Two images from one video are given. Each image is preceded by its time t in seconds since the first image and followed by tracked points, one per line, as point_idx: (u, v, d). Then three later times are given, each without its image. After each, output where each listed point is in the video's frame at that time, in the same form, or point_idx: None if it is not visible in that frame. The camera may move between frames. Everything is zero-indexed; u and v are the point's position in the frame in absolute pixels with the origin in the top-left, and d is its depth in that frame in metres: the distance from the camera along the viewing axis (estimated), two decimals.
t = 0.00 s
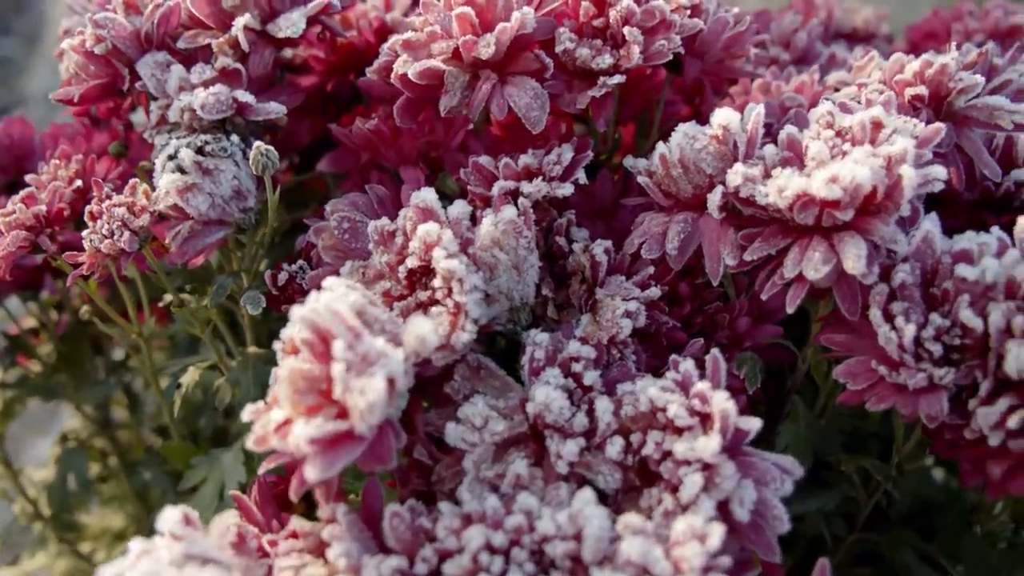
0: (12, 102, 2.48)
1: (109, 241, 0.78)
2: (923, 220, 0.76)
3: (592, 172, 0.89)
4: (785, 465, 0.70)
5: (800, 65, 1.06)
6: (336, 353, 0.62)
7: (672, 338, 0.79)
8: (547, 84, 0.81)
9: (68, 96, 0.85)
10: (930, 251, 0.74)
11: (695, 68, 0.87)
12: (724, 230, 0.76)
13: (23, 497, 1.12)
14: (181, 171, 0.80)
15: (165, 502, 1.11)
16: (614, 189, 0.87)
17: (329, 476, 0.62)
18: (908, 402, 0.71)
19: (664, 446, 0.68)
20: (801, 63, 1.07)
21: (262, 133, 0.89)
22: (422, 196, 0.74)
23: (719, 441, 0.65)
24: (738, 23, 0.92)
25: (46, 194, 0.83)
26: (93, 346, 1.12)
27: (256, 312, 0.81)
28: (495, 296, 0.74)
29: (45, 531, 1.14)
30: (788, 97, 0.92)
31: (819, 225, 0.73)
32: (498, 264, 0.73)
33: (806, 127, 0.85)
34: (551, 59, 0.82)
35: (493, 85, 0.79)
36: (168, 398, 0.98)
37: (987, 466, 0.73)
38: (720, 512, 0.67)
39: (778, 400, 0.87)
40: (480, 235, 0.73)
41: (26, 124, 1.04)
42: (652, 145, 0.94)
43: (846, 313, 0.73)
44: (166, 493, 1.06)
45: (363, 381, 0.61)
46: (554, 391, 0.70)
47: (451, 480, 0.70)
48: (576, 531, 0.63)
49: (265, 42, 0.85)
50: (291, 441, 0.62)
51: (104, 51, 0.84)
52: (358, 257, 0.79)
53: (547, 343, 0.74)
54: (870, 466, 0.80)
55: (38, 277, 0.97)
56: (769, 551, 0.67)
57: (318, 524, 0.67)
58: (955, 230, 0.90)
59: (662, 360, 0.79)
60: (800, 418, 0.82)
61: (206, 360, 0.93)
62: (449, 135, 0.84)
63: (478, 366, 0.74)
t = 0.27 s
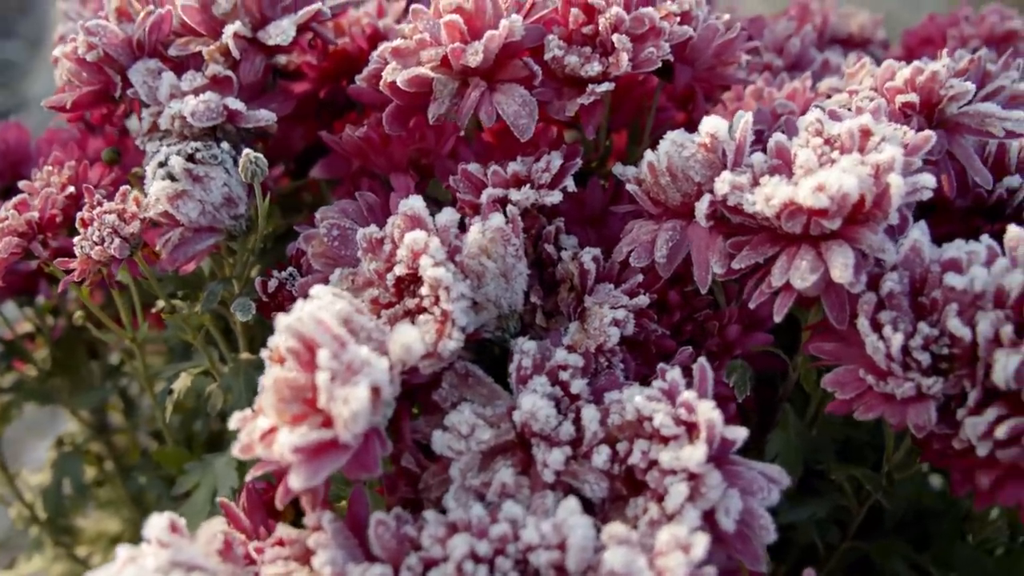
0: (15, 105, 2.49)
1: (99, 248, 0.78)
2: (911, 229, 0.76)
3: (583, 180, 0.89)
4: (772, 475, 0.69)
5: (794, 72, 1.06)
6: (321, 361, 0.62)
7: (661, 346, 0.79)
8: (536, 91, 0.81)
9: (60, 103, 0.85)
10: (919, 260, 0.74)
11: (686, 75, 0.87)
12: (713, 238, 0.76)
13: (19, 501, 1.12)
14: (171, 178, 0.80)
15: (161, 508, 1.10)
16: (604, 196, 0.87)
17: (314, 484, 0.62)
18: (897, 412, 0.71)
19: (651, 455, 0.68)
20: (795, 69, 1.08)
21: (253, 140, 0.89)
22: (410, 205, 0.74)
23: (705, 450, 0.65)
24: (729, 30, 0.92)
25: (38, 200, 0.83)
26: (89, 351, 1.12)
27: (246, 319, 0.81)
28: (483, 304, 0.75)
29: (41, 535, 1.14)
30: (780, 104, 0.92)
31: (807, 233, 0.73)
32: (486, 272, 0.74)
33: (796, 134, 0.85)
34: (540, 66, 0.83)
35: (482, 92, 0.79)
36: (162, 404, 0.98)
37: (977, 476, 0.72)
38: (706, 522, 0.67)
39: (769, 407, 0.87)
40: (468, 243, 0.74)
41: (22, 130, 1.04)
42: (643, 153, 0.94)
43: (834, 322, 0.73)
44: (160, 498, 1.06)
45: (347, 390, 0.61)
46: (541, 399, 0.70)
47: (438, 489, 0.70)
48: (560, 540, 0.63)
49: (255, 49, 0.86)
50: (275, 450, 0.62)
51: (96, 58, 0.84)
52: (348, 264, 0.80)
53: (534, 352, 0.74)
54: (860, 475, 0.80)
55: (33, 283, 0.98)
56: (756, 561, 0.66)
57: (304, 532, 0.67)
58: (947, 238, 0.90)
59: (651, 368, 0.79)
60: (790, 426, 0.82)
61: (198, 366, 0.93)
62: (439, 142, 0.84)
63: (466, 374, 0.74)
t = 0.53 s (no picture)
0: (19, 109, 2.50)
1: (93, 255, 0.78)
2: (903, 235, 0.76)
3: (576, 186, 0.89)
4: (763, 481, 0.69)
5: (790, 76, 1.06)
6: (309, 368, 0.62)
7: (653, 353, 0.79)
8: (529, 98, 0.81)
9: (56, 110, 0.85)
10: (911, 266, 0.73)
11: (679, 80, 0.86)
12: (705, 244, 0.76)
13: (17, 504, 1.12)
14: (166, 184, 0.80)
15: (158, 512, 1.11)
16: (598, 202, 0.87)
17: (302, 490, 0.62)
18: (888, 418, 0.70)
19: (641, 462, 0.68)
20: (791, 74, 1.08)
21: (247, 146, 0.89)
22: (401, 211, 0.74)
23: (694, 457, 0.65)
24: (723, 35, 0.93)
25: (33, 207, 0.84)
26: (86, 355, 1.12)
27: (238, 325, 0.82)
28: (475, 310, 0.75)
29: (40, 539, 1.15)
30: (775, 109, 0.92)
31: (799, 240, 0.73)
32: (477, 279, 0.74)
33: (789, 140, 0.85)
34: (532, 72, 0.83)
35: (474, 99, 0.80)
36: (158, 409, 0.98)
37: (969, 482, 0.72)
38: (696, 528, 0.67)
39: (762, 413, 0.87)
40: (459, 249, 0.74)
41: (19, 136, 1.04)
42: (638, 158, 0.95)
43: (826, 328, 0.73)
44: (157, 502, 1.06)
45: (335, 397, 0.61)
46: (531, 406, 0.70)
47: (428, 495, 0.70)
48: (548, 547, 0.63)
49: (250, 56, 0.86)
50: (264, 457, 0.62)
51: (91, 65, 0.84)
52: (341, 270, 0.80)
53: (525, 358, 0.74)
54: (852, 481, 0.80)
55: (31, 288, 0.98)
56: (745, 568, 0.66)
57: (293, 538, 0.67)
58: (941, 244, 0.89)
59: (643, 374, 0.79)
60: (783, 431, 0.81)
61: (193, 371, 0.93)
62: (433, 149, 0.84)
63: (457, 381, 0.74)
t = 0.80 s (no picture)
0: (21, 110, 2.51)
1: (76, 257, 0.79)
2: (885, 233, 0.75)
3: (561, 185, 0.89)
4: (743, 481, 0.69)
5: (778, 75, 1.06)
6: (285, 368, 0.62)
7: (636, 352, 0.79)
8: (511, 98, 0.81)
9: (42, 113, 0.85)
10: (893, 264, 0.73)
11: (664, 79, 0.87)
12: (686, 243, 0.76)
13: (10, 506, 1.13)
14: (150, 186, 0.80)
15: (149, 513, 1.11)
16: (582, 202, 0.87)
17: (279, 490, 0.62)
18: (870, 417, 0.70)
19: (620, 462, 0.68)
20: (780, 72, 1.08)
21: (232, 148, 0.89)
22: (382, 212, 0.74)
23: (672, 457, 0.65)
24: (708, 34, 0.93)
25: (19, 208, 0.84)
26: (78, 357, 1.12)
27: (222, 326, 0.82)
28: (456, 310, 0.75)
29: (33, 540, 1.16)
30: (761, 108, 0.92)
31: (780, 238, 0.72)
32: (458, 279, 0.74)
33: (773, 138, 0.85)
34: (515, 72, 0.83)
35: (456, 99, 0.79)
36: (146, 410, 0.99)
37: (952, 481, 0.72)
38: (675, 527, 0.67)
39: (747, 413, 0.87)
40: (440, 249, 0.74)
41: (11, 139, 1.04)
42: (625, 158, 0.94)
43: (807, 327, 0.72)
44: (147, 502, 1.06)
45: (310, 397, 0.61)
46: (510, 406, 0.70)
47: (407, 495, 0.70)
48: (525, 546, 0.63)
49: (234, 58, 0.86)
50: (241, 457, 0.62)
51: (76, 67, 0.85)
52: (324, 271, 0.80)
53: (506, 358, 0.74)
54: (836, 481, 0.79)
55: (20, 291, 0.99)
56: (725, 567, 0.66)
57: (272, 538, 0.67)
58: (928, 242, 0.90)
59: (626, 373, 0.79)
60: (767, 431, 0.81)
61: (180, 373, 0.93)
62: (416, 149, 0.84)
63: (439, 380, 0.74)
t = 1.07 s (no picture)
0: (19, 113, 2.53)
1: (60, 255, 0.79)
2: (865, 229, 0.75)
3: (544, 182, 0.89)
4: (721, 477, 0.69)
5: (764, 73, 1.06)
6: (260, 364, 0.63)
7: (617, 349, 0.79)
8: (492, 95, 0.81)
9: (27, 112, 0.85)
10: (872, 260, 0.73)
11: (646, 76, 0.87)
12: (666, 239, 0.76)
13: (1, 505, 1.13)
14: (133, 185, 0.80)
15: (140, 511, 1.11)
16: (565, 199, 0.87)
17: (254, 486, 0.63)
18: (849, 412, 0.70)
19: (597, 458, 0.68)
20: (767, 70, 1.07)
21: (216, 147, 0.89)
22: (362, 209, 0.74)
23: (648, 452, 0.65)
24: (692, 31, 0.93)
25: (4, 208, 0.84)
26: (70, 357, 1.12)
27: (205, 324, 0.82)
28: (435, 307, 0.75)
29: (24, 539, 1.16)
30: (744, 105, 0.92)
31: (759, 234, 0.72)
32: (437, 276, 0.74)
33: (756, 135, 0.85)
34: (496, 70, 0.83)
35: (437, 97, 0.80)
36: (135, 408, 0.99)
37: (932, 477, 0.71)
38: (651, 523, 0.67)
39: (731, 410, 0.87)
40: (419, 246, 0.74)
41: None
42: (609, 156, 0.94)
43: (786, 322, 0.72)
44: (137, 501, 1.06)
45: (284, 392, 0.61)
46: (487, 402, 0.70)
47: (386, 491, 0.70)
48: (500, 542, 0.63)
49: (218, 57, 0.86)
50: (217, 453, 0.63)
51: (61, 67, 0.85)
52: (306, 268, 0.80)
53: (485, 355, 0.74)
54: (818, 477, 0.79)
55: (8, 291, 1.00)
56: (702, 563, 0.66)
57: (250, 534, 0.67)
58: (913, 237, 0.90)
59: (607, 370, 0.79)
60: (750, 428, 0.81)
61: (166, 371, 0.94)
62: (399, 147, 0.85)
63: (419, 377, 0.74)
